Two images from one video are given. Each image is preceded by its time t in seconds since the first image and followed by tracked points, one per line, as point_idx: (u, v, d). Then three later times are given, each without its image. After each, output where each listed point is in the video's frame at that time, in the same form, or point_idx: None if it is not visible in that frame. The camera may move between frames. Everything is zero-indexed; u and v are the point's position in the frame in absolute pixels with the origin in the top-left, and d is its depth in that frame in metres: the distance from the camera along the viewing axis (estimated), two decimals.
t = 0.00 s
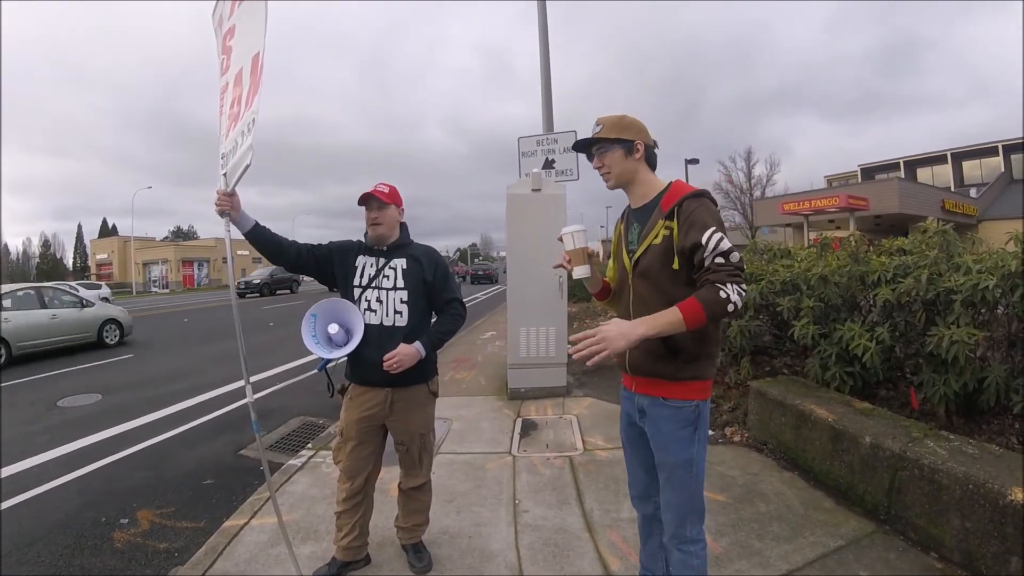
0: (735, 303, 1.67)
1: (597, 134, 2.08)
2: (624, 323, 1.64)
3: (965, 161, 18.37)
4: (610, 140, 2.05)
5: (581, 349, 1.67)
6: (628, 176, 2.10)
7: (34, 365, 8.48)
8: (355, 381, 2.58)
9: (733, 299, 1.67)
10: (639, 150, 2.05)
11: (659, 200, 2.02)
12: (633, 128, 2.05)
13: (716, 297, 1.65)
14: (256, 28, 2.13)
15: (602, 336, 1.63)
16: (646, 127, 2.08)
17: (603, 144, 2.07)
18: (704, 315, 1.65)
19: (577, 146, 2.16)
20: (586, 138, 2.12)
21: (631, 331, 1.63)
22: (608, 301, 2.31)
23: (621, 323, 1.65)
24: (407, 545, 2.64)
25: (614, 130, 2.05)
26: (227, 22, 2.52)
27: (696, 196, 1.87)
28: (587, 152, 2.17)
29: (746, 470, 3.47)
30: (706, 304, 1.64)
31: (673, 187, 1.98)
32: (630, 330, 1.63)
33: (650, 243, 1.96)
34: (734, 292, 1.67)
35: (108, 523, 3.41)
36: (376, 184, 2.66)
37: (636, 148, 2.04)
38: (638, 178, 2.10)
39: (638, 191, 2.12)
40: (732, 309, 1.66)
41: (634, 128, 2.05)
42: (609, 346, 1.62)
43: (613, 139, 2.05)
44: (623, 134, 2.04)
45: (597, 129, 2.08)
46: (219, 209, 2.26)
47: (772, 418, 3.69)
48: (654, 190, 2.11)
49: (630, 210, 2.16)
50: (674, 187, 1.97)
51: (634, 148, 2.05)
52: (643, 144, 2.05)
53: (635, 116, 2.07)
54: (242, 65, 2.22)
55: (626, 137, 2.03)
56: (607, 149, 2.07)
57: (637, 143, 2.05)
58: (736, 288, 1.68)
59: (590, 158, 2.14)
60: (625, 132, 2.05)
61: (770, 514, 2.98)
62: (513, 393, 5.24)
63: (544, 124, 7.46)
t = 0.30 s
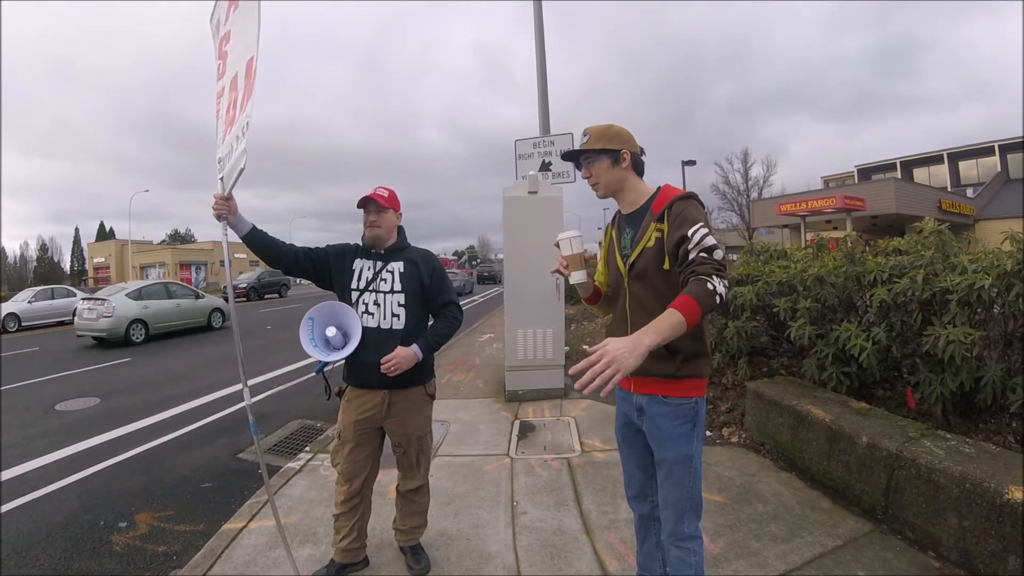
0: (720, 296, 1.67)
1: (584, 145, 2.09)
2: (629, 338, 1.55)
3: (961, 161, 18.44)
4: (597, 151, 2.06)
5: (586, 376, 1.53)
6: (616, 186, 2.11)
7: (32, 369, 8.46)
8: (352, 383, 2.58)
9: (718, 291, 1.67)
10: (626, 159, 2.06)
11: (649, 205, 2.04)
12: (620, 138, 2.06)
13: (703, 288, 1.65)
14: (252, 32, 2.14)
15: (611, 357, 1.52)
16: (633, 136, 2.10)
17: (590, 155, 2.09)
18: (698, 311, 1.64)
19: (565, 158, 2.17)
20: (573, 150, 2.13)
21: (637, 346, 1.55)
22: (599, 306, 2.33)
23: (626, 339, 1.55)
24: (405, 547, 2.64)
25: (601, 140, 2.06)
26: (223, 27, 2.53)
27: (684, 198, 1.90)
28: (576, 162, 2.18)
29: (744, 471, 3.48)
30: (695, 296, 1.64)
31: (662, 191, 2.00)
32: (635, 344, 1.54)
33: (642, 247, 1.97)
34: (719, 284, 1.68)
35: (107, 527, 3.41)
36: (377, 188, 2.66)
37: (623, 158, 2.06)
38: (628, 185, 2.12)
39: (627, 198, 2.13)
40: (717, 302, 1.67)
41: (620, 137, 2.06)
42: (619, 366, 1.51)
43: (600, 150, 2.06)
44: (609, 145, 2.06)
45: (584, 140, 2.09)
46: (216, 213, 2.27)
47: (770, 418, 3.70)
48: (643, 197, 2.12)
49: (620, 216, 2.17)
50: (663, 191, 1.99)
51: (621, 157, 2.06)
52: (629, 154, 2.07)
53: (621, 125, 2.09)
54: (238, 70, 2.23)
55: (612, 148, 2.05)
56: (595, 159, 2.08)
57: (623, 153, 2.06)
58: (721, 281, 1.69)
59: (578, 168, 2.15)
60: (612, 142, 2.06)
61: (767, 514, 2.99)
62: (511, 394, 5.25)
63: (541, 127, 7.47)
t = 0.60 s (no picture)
0: (734, 295, 1.69)
1: (582, 145, 2.09)
2: (632, 311, 1.78)
3: (961, 161, 18.44)
4: (595, 151, 2.07)
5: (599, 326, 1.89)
6: (613, 187, 2.11)
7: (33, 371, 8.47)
8: (353, 384, 2.58)
9: (732, 291, 1.69)
10: (623, 161, 2.08)
11: (646, 207, 2.05)
12: (618, 139, 2.07)
13: (716, 289, 1.68)
14: (250, 35, 2.15)
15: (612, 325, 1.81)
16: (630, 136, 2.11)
17: (588, 156, 2.09)
18: (703, 304, 1.70)
19: (563, 157, 2.17)
20: (571, 150, 2.14)
21: (637, 321, 1.78)
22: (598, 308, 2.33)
23: (630, 311, 1.79)
24: (406, 548, 2.64)
25: (599, 141, 2.06)
26: (222, 30, 2.54)
27: (681, 200, 1.91)
28: (573, 163, 2.18)
29: (744, 471, 3.49)
30: (706, 295, 1.69)
31: (658, 193, 2.01)
32: (636, 318, 1.78)
33: (640, 249, 1.97)
34: (733, 284, 1.69)
35: (108, 528, 3.41)
36: (382, 190, 2.64)
37: (621, 159, 2.07)
38: (624, 187, 2.13)
39: (623, 201, 2.13)
40: (732, 301, 1.69)
41: (618, 139, 2.07)
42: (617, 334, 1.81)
43: (598, 151, 2.07)
44: (607, 146, 2.06)
45: (582, 140, 2.10)
46: (217, 215, 2.28)
47: (770, 419, 3.70)
48: (639, 199, 2.12)
49: (617, 218, 2.17)
50: (660, 194, 2.00)
51: (619, 158, 2.08)
52: (627, 155, 2.08)
53: (618, 127, 2.10)
54: (236, 72, 2.24)
55: (611, 148, 2.06)
56: (592, 160, 2.09)
57: (622, 153, 2.08)
58: (735, 280, 1.70)
59: (576, 169, 2.16)
60: (610, 143, 2.07)
61: (768, 515, 2.99)
62: (512, 395, 5.25)
63: (541, 128, 7.48)
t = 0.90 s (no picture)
0: (737, 297, 1.69)
1: (583, 146, 2.09)
2: (635, 310, 1.84)
3: (962, 161, 18.43)
4: (597, 152, 2.06)
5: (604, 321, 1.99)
6: (615, 188, 2.11)
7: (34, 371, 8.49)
8: (353, 385, 2.58)
9: (735, 293, 1.69)
10: (625, 162, 2.08)
11: (647, 208, 2.04)
12: (620, 141, 2.07)
13: (719, 292, 1.69)
14: (248, 35, 2.15)
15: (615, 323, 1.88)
16: (632, 137, 2.11)
17: (589, 157, 2.09)
18: (705, 306, 1.72)
19: (564, 158, 2.17)
20: (572, 151, 2.13)
21: (640, 321, 1.83)
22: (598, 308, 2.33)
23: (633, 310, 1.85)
24: (406, 548, 2.64)
25: (600, 142, 2.06)
26: (222, 30, 2.54)
27: (683, 201, 1.91)
28: (574, 163, 2.18)
29: (745, 471, 3.49)
30: (708, 297, 1.70)
31: (659, 195, 2.01)
32: (639, 318, 1.83)
33: (642, 250, 1.97)
34: (737, 286, 1.69)
35: (109, 528, 3.42)
36: (385, 189, 2.63)
37: (622, 160, 2.07)
38: (625, 189, 2.13)
39: (624, 201, 2.13)
40: (736, 303, 1.70)
41: (619, 141, 2.07)
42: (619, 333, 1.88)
43: (600, 152, 2.06)
44: (609, 146, 2.06)
45: (583, 141, 2.09)
46: (216, 215, 2.28)
47: (771, 419, 3.69)
48: (640, 200, 2.12)
49: (618, 219, 2.17)
50: (661, 195, 2.00)
51: (620, 160, 2.08)
52: (628, 156, 2.08)
53: (620, 127, 2.09)
54: (235, 73, 2.24)
55: (612, 149, 2.05)
56: (594, 161, 2.09)
57: (623, 155, 2.08)
58: (738, 281, 1.70)
59: (577, 170, 2.16)
60: (611, 143, 2.06)
61: (769, 515, 2.99)
62: (512, 396, 5.25)
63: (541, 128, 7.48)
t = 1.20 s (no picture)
0: (730, 300, 1.68)
1: (590, 143, 2.08)
2: (625, 316, 1.67)
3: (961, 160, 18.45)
4: (603, 150, 2.06)
5: (583, 331, 1.72)
6: (620, 187, 2.11)
7: (33, 371, 8.47)
8: (352, 385, 2.58)
9: (728, 295, 1.68)
10: (630, 161, 2.07)
11: (652, 207, 2.03)
12: (628, 139, 2.05)
13: (713, 292, 1.67)
14: (246, 33, 2.14)
15: (602, 331, 1.66)
16: (641, 136, 2.09)
17: (596, 154, 2.08)
18: (700, 311, 1.67)
19: (570, 155, 2.17)
20: (579, 148, 2.13)
21: (630, 328, 1.66)
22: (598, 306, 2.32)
23: (624, 316, 1.67)
24: (406, 548, 2.64)
25: (607, 140, 2.05)
26: (220, 27, 2.53)
27: (687, 202, 1.90)
28: (581, 160, 2.18)
29: (744, 471, 3.48)
30: (703, 298, 1.67)
31: (665, 194, 2.00)
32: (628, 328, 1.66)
33: (644, 250, 1.96)
34: (730, 288, 1.68)
35: (108, 528, 3.41)
36: (388, 189, 2.63)
37: (628, 159, 2.06)
38: (630, 187, 2.12)
39: (630, 199, 2.13)
40: (728, 305, 1.68)
41: (627, 139, 2.05)
42: (606, 342, 1.66)
43: (606, 150, 2.06)
44: (615, 145, 2.05)
45: (591, 138, 2.09)
46: (214, 214, 2.27)
47: (770, 419, 3.69)
48: (645, 199, 2.12)
49: (622, 218, 2.17)
50: (666, 195, 1.99)
51: (626, 158, 2.06)
52: (635, 154, 2.06)
53: (628, 125, 2.08)
54: (233, 70, 2.23)
55: (618, 148, 2.04)
56: (600, 158, 2.08)
57: (629, 154, 2.07)
58: (732, 284, 1.69)
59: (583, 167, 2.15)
60: (618, 142, 2.05)
61: (768, 515, 2.98)
62: (512, 396, 5.25)
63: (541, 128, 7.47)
